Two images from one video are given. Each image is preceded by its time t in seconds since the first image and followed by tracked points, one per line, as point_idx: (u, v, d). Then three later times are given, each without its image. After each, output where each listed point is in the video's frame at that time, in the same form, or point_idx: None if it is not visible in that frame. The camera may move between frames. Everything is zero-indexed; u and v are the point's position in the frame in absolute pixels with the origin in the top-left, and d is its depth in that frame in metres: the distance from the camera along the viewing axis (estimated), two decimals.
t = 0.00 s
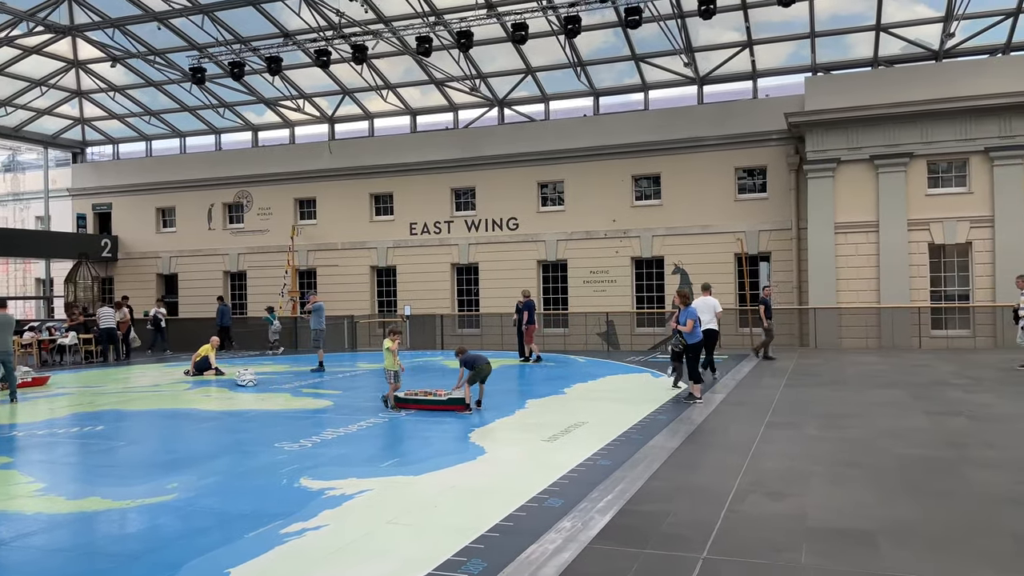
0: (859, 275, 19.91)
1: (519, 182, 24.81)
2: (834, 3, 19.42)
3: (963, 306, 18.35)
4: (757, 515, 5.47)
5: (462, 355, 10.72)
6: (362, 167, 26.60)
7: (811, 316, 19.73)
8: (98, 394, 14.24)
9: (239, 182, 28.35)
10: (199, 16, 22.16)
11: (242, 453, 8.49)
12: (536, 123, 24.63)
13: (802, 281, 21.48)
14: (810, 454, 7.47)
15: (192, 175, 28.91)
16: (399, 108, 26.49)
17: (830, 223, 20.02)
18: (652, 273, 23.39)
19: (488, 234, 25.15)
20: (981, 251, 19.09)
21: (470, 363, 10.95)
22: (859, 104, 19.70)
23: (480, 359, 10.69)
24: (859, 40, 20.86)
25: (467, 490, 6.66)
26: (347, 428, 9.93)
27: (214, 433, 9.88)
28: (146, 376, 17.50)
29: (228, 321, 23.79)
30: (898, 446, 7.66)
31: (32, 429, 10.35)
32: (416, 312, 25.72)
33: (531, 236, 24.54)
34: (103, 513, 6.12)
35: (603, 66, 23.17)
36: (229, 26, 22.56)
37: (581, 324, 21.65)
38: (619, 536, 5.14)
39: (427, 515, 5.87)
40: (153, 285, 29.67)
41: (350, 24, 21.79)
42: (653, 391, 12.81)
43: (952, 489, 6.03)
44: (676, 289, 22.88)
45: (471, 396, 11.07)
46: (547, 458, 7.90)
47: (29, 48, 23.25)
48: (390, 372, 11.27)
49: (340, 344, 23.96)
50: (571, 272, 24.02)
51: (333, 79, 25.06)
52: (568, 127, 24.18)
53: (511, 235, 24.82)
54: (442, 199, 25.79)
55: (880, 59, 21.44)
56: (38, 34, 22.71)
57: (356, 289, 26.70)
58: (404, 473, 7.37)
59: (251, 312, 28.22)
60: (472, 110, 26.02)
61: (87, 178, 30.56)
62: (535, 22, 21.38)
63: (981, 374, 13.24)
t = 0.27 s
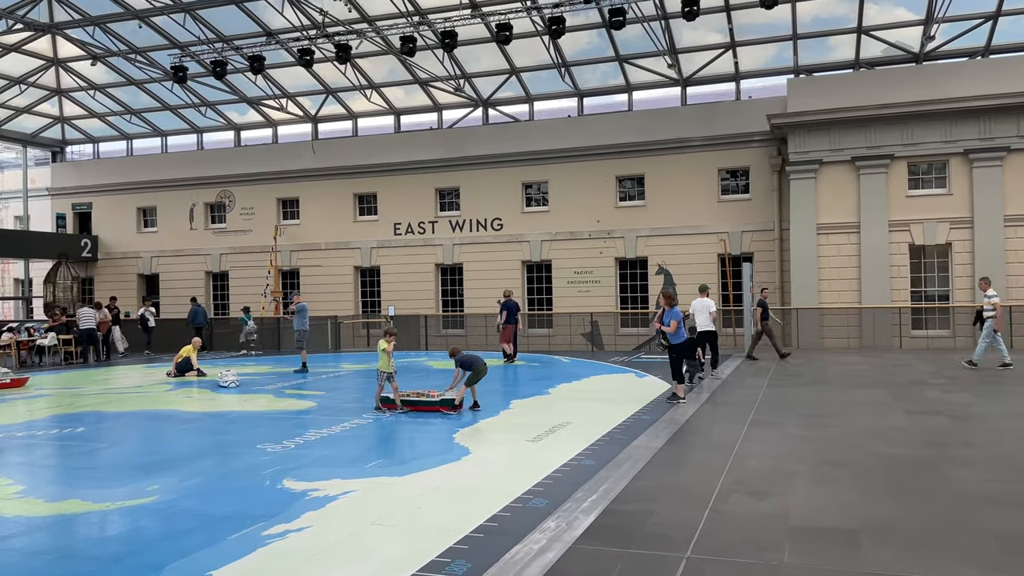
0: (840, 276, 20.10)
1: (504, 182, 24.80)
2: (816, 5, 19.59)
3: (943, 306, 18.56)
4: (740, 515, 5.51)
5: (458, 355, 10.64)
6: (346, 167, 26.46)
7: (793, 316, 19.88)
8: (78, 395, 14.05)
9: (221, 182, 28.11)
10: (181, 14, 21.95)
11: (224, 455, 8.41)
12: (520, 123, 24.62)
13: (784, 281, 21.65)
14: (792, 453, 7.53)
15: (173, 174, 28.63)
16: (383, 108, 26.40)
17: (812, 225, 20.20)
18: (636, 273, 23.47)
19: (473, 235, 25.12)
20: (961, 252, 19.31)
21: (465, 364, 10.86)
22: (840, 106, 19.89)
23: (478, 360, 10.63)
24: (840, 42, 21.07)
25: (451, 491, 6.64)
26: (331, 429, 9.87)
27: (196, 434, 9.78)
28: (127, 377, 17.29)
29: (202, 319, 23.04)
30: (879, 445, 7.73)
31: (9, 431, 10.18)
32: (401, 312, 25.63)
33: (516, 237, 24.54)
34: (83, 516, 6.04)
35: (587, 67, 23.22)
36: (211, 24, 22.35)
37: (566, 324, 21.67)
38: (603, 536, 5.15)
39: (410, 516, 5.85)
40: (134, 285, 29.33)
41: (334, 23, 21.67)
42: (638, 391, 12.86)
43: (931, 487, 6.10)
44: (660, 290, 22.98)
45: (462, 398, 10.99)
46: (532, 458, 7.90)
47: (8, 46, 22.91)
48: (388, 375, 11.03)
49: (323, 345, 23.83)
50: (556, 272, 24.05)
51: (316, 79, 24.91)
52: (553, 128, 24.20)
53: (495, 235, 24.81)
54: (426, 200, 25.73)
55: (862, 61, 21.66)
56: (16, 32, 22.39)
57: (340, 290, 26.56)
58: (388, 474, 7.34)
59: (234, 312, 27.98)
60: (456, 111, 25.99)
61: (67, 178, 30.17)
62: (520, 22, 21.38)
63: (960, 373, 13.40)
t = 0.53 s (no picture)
0: (822, 277, 20.29)
1: (488, 182, 24.78)
2: (798, 8, 19.76)
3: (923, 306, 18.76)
4: (723, 514, 5.54)
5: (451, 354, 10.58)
6: (330, 167, 26.32)
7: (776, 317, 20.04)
8: (57, 397, 13.86)
9: (203, 181, 27.87)
10: (163, 12, 21.74)
11: (206, 456, 8.33)
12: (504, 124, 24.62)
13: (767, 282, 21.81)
14: (774, 452, 7.58)
15: (155, 174, 28.34)
16: (367, 108, 26.30)
17: (794, 226, 20.38)
18: (620, 274, 23.55)
19: (457, 235, 25.09)
20: (940, 253, 19.54)
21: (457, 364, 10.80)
22: (821, 108, 20.09)
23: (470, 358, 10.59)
24: (821, 45, 21.27)
25: (435, 492, 6.62)
26: (314, 431, 9.81)
27: (178, 435, 9.68)
28: (107, 378, 17.09)
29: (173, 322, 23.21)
30: (860, 445, 7.81)
31: None
32: (384, 313, 25.54)
33: (500, 238, 24.54)
34: (63, 518, 5.96)
35: (571, 68, 23.27)
36: (193, 23, 22.15)
37: (550, 325, 21.69)
38: (587, 536, 5.16)
39: (394, 518, 5.82)
40: (115, 286, 29.00)
41: (317, 23, 21.56)
42: (622, 391, 12.90)
43: (912, 486, 6.16)
44: (643, 290, 23.07)
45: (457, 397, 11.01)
46: (516, 459, 7.90)
47: None
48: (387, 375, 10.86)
49: (307, 345, 23.83)
50: (540, 273, 24.08)
51: (300, 78, 24.77)
52: (537, 128, 24.22)
53: (480, 235, 24.80)
54: (410, 200, 25.66)
55: (843, 63, 21.87)
56: None
57: (323, 291, 26.42)
58: (372, 475, 7.30)
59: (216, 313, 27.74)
60: (441, 111, 25.96)
61: (46, 177, 29.78)
62: (504, 23, 21.39)
63: (940, 373, 13.56)
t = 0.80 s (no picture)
0: (804, 277, 20.47)
1: (472, 183, 24.75)
2: (780, 10, 19.93)
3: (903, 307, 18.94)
4: (706, 514, 5.56)
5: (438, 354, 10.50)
6: (313, 167, 26.16)
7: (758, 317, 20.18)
8: (35, 399, 13.65)
9: (185, 181, 27.60)
10: (144, 10, 21.51)
11: (188, 458, 8.24)
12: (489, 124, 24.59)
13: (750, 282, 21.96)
14: (757, 452, 7.64)
15: (135, 173, 28.04)
16: (350, 108, 26.18)
17: (776, 227, 20.54)
18: (604, 274, 23.61)
19: (442, 236, 25.03)
20: (921, 254, 19.76)
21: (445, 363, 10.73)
22: (803, 110, 20.27)
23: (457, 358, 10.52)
24: (803, 47, 21.47)
25: (419, 493, 6.58)
26: (297, 432, 9.74)
27: (159, 437, 9.57)
28: (87, 380, 16.87)
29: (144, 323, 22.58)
30: (841, 444, 7.88)
31: None
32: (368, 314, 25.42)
33: (485, 238, 24.52)
34: (42, 521, 5.87)
35: (555, 69, 23.30)
36: (175, 22, 21.93)
37: (534, 325, 21.69)
38: (571, 537, 5.16)
39: (378, 519, 5.79)
40: (95, 286, 28.64)
41: (300, 22, 21.43)
42: (606, 391, 12.93)
43: (893, 485, 6.22)
44: (627, 291, 23.15)
45: (448, 398, 10.96)
46: (500, 459, 7.88)
47: None
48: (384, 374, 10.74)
49: (290, 346, 23.74)
50: (524, 273, 24.09)
51: (283, 77, 24.61)
52: (521, 129, 24.23)
53: (464, 236, 24.77)
54: (394, 200, 25.56)
55: (825, 66, 22.08)
56: None
57: (306, 291, 26.26)
58: (355, 477, 7.26)
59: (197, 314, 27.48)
60: (425, 111, 25.90)
61: (25, 176, 29.36)
62: (488, 23, 21.37)
63: (920, 373, 13.70)
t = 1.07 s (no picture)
0: (785, 278, 20.66)
1: (456, 183, 24.72)
2: (762, 13, 20.08)
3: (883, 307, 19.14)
4: (689, 513, 5.59)
5: (425, 353, 10.43)
6: (296, 167, 26.00)
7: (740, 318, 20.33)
8: (13, 400, 13.44)
9: (166, 181, 27.32)
10: (125, 9, 21.27)
11: (169, 460, 8.15)
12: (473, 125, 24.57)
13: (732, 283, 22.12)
14: (739, 451, 7.69)
15: (116, 172, 27.72)
16: (333, 107, 26.04)
17: (758, 228, 20.70)
18: (587, 275, 23.67)
19: (426, 236, 24.98)
20: (900, 256, 20.00)
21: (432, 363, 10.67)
22: (785, 112, 20.44)
23: (444, 357, 10.46)
24: (785, 50, 21.65)
25: (403, 494, 6.56)
26: (280, 433, 9.67)
27: (139, 439, 9.46)
28: (66, 381, 16.64)
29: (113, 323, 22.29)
30: (823, 443, 7.95)
31: None
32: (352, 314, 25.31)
33: (469, 239, 24.50)
34: (19, 524, 5.78)
35: (539, 70, 23.33)
36: (156, 21, 21.70)
37: (518, 326, 21.70)
38: (554, 537, 5.16)
39: (361, 520, 5.76)
40: (74, 287, 28.27)
41: (283, 21, 21.28)
42: (590, 391, 12.97)
43: (873, 484, 6.29)
44: (611, 291, 23.22)
45: (438, 399, 10.92)
46: (484, 460, 7.88)
47: None
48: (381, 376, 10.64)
49: (272, 347, 23.63)
50: (508, 274, 24.10)
51: (265, 77, 24.43)
52: (506, 129, 24.23)
53: (448, 236, 24.73)
54: (378, 201, 25.47)
55: (806, 68, 22.28)
56: None
57: (289, 291, 26.10)
58: (338, 478, 7.21)
59: (178, 315, 27.21)
60: (409, 111, 25.83)
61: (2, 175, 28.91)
62: (472, 24, 21.35)
63: (899, 373, 13.85)
